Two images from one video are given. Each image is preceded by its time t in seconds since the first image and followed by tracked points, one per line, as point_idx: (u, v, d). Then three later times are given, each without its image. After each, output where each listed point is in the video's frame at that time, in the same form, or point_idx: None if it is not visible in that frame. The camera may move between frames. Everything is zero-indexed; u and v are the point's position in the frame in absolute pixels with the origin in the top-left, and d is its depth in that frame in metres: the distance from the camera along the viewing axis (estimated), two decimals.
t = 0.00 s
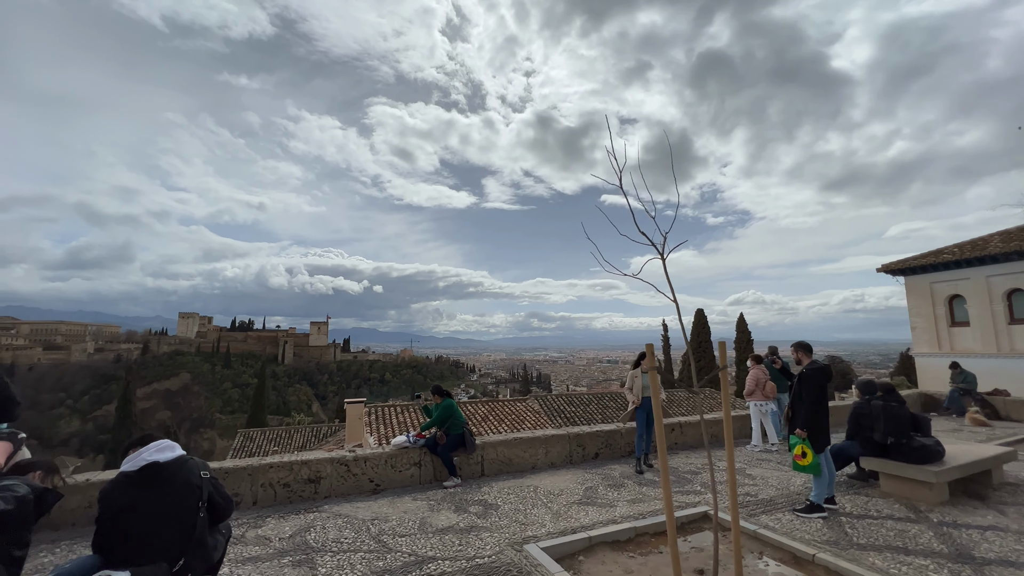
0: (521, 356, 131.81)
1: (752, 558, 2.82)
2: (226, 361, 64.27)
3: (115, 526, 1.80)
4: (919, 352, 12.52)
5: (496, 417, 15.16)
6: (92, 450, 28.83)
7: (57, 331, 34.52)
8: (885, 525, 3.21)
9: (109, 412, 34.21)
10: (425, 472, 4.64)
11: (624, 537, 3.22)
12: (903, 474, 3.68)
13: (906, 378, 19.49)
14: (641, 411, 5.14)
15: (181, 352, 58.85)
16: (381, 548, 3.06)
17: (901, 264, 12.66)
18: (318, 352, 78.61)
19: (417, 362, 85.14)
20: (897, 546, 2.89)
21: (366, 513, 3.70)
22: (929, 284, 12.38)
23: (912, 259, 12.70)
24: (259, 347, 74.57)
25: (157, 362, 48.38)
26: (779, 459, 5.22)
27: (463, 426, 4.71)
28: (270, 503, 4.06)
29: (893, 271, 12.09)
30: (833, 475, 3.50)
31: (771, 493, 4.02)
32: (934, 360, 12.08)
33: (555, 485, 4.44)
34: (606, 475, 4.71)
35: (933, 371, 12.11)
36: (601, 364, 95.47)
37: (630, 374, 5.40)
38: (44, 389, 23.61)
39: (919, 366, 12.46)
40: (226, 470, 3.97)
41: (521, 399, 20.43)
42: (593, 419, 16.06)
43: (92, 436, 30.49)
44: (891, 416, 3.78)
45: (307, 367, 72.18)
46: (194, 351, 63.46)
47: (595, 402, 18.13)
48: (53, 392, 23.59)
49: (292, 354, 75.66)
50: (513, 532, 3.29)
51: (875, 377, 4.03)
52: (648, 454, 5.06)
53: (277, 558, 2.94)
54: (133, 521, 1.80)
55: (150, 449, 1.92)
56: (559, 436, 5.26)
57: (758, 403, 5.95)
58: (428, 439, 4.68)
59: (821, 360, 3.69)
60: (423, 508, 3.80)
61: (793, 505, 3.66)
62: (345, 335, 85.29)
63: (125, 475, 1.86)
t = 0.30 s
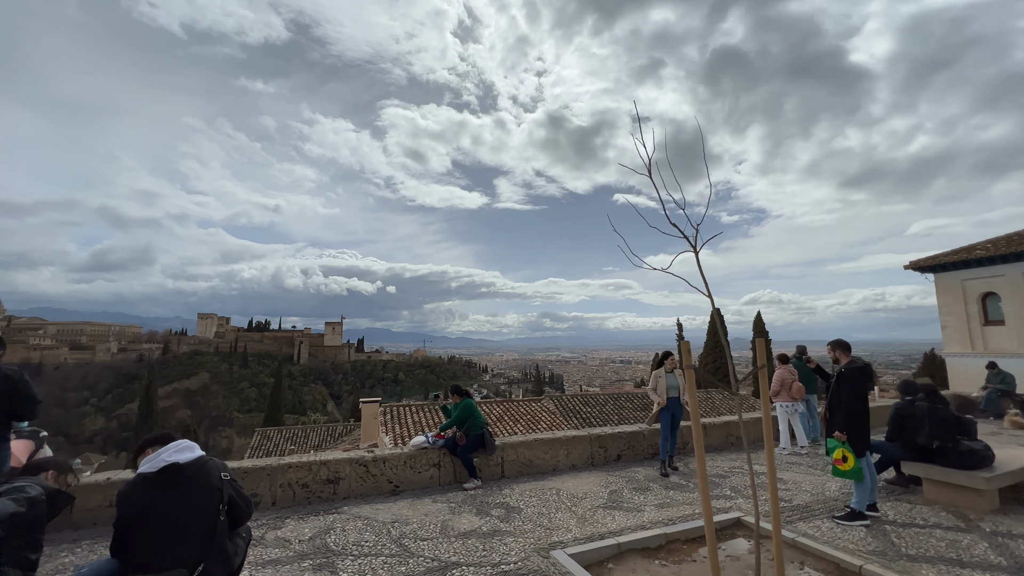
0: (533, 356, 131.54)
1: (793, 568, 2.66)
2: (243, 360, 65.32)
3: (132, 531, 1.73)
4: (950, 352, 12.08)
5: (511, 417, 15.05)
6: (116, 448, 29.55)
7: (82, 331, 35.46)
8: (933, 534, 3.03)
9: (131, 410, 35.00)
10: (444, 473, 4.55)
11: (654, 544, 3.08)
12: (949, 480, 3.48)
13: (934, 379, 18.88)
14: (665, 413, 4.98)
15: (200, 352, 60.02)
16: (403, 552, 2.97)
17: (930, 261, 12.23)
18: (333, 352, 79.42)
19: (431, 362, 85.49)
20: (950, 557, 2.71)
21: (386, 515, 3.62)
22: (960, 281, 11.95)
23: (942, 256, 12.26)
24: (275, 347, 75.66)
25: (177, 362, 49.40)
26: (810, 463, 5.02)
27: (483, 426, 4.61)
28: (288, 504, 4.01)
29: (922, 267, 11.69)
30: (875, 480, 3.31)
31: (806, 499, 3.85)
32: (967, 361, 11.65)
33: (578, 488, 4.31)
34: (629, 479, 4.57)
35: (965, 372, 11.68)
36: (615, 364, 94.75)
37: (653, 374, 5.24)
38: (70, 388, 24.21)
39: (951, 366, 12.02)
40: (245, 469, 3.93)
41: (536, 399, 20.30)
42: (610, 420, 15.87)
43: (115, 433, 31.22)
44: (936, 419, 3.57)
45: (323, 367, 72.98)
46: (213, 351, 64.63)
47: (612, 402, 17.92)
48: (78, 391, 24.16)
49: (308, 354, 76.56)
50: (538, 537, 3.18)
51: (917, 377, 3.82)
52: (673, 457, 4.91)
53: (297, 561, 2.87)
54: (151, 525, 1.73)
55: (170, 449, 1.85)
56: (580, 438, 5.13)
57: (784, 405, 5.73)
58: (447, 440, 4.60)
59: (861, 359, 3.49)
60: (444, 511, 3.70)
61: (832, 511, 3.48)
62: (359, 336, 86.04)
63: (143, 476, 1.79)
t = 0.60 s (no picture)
0: (547, 355, 131.07)
1: None
2: (261, 360, 66.53)
3: (156, 545, 1.68)
4: (984, 353, 11.64)
5: (528, 418, 14.93)
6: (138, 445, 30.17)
7: (107, 331, 36.39)
8: (991, 550, 2.83)
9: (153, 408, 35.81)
10: (466, 477, 4.47)
11: (688, 556, 2.95)
12: (1004, 491, 3.27)
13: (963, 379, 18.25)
14: (693, 416, 4.83)
15: (219, 351, 61.14)
16: (428, 561, 2.88)
17: (963, 257, 11.80)
18: (348, 351, 80.25)
19: (444, 361, 85.79)
20: None
21: (409, 521, 3.54)
22: (996, 278, 11.49)
23: (976, 252, 11.82)
24: (292, 346, 76.62)
25: (198, 362, 50.45)
26: (845, 468, 4.82)
27: (505, 429, 4.51)
28: (309, 508, 3.96)
29: (955, 264, 11.28)
30: (925, 491, 3.12)
31: (846, 508, 3.66)
32: (1003, 361, 11.20)
33: (603, 493, 4.17)
34: (656, 484, 4.42)
35: (1001, 373, 11.24)
36: (629, 363, 93.87)
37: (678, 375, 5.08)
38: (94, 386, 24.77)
39: (985, 367, 11.59)
40: (267, 472, 3.90)
41: (551, 400, 20.14)
42: (628, 421, 15.63)
43: (138, 430, 31.97)
44: (990, 426, 3.36)
45: (338, 366, 73.80)
46: (231, 350, 65.80)
47: (629, 403, 17.68)
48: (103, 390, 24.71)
49: (324, 353, 77.44)
50: (567, 546, 3.07)
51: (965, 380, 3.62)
52: (700, 462, 4.76)
53: (320, 569, 2.79)
54: (174, 538, 1.67)
55: (194, 457, 1.78)
56: (604, 441, 5.00)
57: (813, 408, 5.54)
58: (469, 442, 4.52)
59: (907, 362, 3.30)
60: (468, 517, 3.61)
61: (875, 523, 3.30)
62: (373, 335, 86.71)
63: (167, 486, 1.73)
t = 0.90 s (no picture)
0: (559, 356, 130.81)
1: None
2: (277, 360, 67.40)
3: (181, 556, 1.61)
4: (1018, 353, 11.22)
5: (543, 419, 14.82)
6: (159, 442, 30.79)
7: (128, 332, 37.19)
8: None
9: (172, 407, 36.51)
10: (488, 482, 4.38)
11: (726, 568, 2.82)
12: None
13: (993, 380, 17.64)
14: (720, 419, 4.67)
15: (235, 351, 62.10)
16: (454, 569, 2.80)
17: (995, 254, 11.38)
18: (361, 351, 80.91)
19: (456, 362, 86.01)
20: None
21: (433, 527, 3.47)
22: None
23: (1008, 249, 11.40)
24: (306, 347, 77.53)
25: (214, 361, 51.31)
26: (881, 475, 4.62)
27: (527, 432, 4.42)
28: (331, 512, 3.91)
29: (986, 261, 10.89)
30: (978, 502, 2.95)
31: (890, 518, 3.48)
32: None
33: (629, 499, 4.04)
34: (684, 489, 4.28)
35: None
36: (641, 363, 93.05)
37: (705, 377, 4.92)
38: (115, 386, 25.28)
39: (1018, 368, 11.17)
40: (287, 475, 3.86)
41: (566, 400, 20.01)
42: (644, 423, 15.44)
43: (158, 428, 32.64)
44: None
45: (351, 366, 74.43)
46: (247, 350, 66.80)
47: (645, 404, 17.46)
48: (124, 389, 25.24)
49: (337, 353, 78.18)
50: (597, 555, 2.96)
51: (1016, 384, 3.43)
52: (729, 466, 4.59)
53: None
54: (200, 549, 1.60)
55: (220, 463, 1.72)
56: (628, 445, 4.87)
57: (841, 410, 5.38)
58: (490, 446, 4.43)
59: (955, 364, 3.13)
60: (492, 523, 3.53)
61: (923, 534, 3.12)
62: (386, 335, 87.32)
63: (193, 494, 1.67)
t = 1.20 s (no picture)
0: (572, 355, 130.12)
1: None
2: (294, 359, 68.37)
3: (208, 563, 1.53)
4: None
5: (561, 419, 14.66)
6: (181, 439, 31.46)
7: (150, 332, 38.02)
8: None
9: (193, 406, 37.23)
10: (513, 483, 4.27)
11: None
12: None
13: None
14: (753, 420, 4.48)
15: (254, 351, 63.13)
16: None
17: None
18: (376, 351, 81.60)
19: (470, 361, 86.18)
20: None
21: (459, 530, 3.38)
22: None
23: None
24: (322, 346, 78.45)
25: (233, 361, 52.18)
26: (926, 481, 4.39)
27: (553, 433, 4.32)
28: (355, 513, 3.84)
29: None
30: None
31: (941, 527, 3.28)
32: None
33: (660, 503, 3.90)
34: (717, 493, 4.11)
35: None
36: (656, 363, 92.10)
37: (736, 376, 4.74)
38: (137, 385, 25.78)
39: None
40: (311, 475, 3.78)
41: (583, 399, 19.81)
42: (664, 424, 15.18)
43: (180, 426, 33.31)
44: None
45: (366, 365, 75.10)
46: (265, 350, 67.85)
47: (664, 404, 17.20)
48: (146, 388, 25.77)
49: (353, 353, 78.97)
50: (632, 563, 2.82)
51: None
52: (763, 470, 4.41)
53: None
54: (229, 555, 1.52)
55: (246, 467, 1.63)
56: (656, 447, 4.72)
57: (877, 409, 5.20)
58: (515, 447, 4.33)
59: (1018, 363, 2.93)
60: (521, 527, 3.42)
61: (981, 545, 2.92)
62: (400, 335, 87.89)
63: (218, 500, 1.58)
